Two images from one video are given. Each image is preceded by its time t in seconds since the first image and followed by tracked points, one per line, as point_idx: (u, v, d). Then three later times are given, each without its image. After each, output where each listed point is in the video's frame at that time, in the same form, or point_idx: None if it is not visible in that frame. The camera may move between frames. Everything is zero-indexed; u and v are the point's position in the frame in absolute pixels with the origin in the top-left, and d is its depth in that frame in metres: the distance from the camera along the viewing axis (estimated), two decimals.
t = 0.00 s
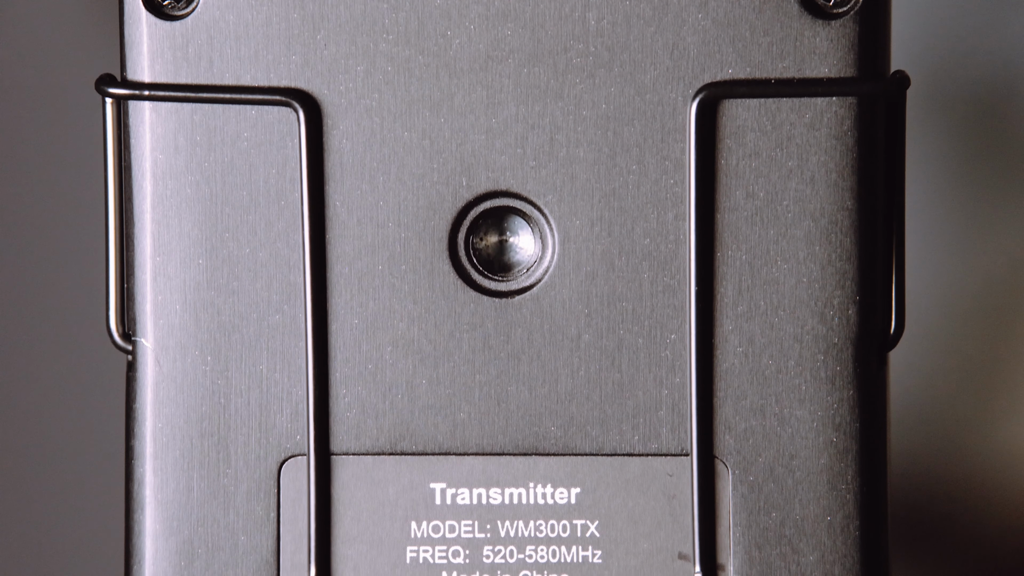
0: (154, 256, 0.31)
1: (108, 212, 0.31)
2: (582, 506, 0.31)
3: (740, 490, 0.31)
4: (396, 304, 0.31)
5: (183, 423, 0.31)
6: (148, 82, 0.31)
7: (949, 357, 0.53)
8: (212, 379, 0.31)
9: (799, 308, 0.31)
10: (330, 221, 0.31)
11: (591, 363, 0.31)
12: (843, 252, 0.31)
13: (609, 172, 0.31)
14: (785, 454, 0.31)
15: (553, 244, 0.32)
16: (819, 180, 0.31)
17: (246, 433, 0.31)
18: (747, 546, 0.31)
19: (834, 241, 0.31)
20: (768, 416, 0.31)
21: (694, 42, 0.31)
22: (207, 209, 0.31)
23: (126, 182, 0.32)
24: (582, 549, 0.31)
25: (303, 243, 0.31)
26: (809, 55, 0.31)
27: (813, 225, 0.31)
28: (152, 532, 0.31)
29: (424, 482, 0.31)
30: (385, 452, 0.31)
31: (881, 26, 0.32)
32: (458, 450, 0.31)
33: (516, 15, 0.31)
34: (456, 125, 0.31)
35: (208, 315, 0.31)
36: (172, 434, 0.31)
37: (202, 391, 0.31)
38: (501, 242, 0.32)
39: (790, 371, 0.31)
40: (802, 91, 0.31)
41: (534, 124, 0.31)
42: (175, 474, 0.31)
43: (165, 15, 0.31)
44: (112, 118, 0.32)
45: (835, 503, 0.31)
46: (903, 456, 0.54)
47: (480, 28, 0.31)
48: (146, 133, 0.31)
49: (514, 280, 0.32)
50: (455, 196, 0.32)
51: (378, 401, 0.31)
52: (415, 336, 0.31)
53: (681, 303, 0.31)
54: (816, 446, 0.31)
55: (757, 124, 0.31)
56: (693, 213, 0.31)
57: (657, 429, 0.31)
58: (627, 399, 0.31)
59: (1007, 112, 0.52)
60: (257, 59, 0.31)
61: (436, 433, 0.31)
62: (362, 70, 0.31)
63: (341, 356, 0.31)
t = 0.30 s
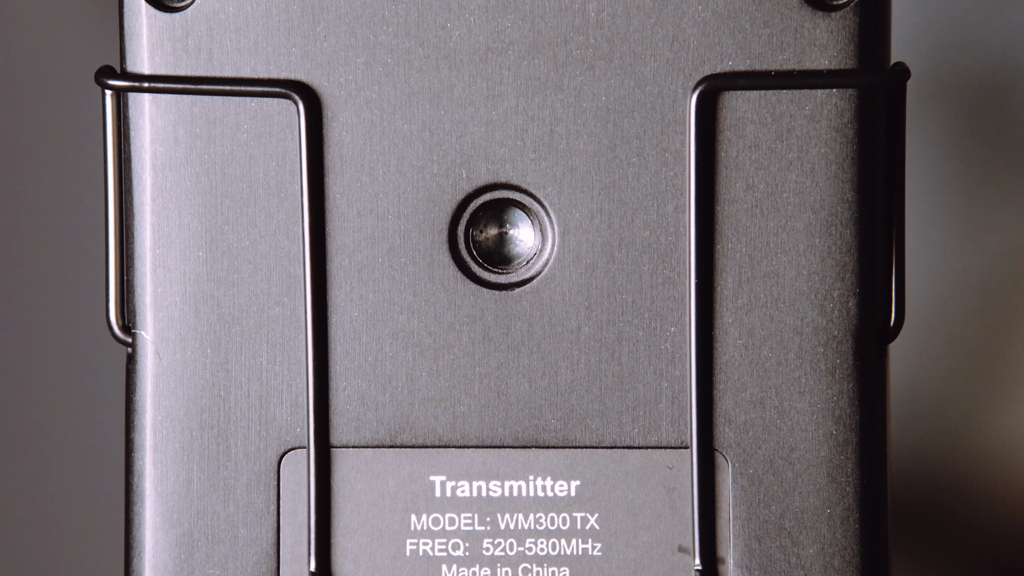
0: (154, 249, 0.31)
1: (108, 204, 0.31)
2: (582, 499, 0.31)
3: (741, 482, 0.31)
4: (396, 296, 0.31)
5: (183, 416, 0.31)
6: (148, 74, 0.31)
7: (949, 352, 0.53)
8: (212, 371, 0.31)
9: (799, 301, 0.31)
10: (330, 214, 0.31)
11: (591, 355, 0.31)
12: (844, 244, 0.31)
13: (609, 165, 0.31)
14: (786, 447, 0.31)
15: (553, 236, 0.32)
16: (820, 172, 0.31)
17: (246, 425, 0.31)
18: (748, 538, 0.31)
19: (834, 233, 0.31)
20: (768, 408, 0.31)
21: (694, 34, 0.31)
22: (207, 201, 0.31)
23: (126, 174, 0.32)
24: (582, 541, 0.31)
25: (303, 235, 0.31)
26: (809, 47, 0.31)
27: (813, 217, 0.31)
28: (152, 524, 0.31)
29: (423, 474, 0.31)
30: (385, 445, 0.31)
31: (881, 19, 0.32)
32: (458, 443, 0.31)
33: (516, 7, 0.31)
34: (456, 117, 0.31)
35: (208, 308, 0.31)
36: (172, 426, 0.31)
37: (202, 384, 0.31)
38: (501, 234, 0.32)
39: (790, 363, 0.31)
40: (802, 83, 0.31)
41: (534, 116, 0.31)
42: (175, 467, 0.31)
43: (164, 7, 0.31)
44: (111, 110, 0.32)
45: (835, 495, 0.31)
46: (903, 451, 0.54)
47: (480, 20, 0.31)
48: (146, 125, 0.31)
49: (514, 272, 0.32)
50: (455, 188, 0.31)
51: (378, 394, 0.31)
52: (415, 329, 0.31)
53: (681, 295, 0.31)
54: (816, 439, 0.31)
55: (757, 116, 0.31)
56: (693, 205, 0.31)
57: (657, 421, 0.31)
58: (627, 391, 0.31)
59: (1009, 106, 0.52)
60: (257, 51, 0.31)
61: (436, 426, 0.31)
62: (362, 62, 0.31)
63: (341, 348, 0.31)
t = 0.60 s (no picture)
0: (154, 241, 0.31)
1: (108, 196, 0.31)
2: (582, 491, 0.31)
3: (741, 474, 0.31)
4: (397, 288, 0.31)
5: (183, 408, 0.31)
6: (148, 66, 0.31)
7: (948, 348, 0.53)
8: (212, 364, 0.31)
9: (799, 293, 0.31)
10: (330, 206, 0.31)
11: (591, 347, 0.31)
12: (844, 236, 0.31)
13: (609, 157, 0.31)
14: (786, 439, 0.31)
15: (553, 228, 0.32)
16: (820, 164, 0.31)
17: (246, 417, 0.31)
18: (748, 530, 0.31)
19: (834, 225, 0.31)
20: (768, 400, 0.31)
21: (694, 25, 0.31)
22: (207, 193, 0.31)
23: (126, 166, 0.32)
24: (582, 533, 0.31)
25: (303, 227, 0.31)
26: (809, 39, 0.31)
27: (813, 209, 0.31)
28: (152, 516, 0.31)
29: (423, 466, 0.31)
30: (385, 437, 0.31)
31: (882, 13, 0.32)
32: (458, 435, 0.31)
33: None
34: (456, 109, 0.31)
35: (208, 300, 0.31)
36: (172, 418, 0.31)
37: (202, 376, 0.31)
38: (501, 227, 0.32)
39: (790, 355, 0.31)
40: (802, 75, 0.31)
41: (534, 108, 0.31)
42: (175, 459, 0.31)
43: None
44: (111, 101, 0.32)
45: (835, 487, 0.31)
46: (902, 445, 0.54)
47: (480, 12, 0.31)
48: (146, 117, 0.31)
49: (514, 264, 0.32)
50: (455, 180, 0.31)
51: (378, 386, 0.31)
52: (415, 321, 0.31)
53: (681, 287, 0.31)
54: (816, 431, 0.31)
55: (757, 108, 0.31)
56: (693, 197, 0.31)
57: (657, 413, 0.31)
58: (627, 383, 0.31)
59: (1009, 104, 0.52)
60: (257, 42, 0.31)
61: (436, 418, 0.31)
62: (362, 54, 0.31)
63: (342, 340, 0.31)
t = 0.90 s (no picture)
0: (154, 231, 0.31)
1: (108, 187, 0.31)
2: (582, 481, 0.31)
3: (740, 465, 0.31)
4: (397, 279, 0.31)
5: (183, 398, 0.31)
6: (147, 57, 0.31)
7: (949, 343, 0.53)
8: (212, 354, 0.31)
9: (799, 284, 0.31)
10: (330, 197, 0.31)
11: (591, 338, 0.31)
12: (844, 226, 0.31)
13: (609, 147, 0.31)
14: (786, 429, 0.31)
15: (553, 219, 0.32)
16: (820, 155, 0.31)
17: (247, 407, 0.31)
18: (747, 521, 0.31)
19: (834, 216, 0.31)
20: (768, 391, 0.31)
21: (694, 16, 0.31)
22: (207, 183, 0.31)
23: (126, 157, 0.32)
24: (582, 524, 0.31)
25: (303, 218, 0.31)
26: (809, 30, 0.31)
27: (814, 200, 0.31)
28: (152, 506, 0.31)
29: (423, 457, 0.31)
30: (385, 427, 0.31)
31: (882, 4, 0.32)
32: (458, 426, 0.31)
33: None
34: (456, 100, 0.31)
35: (208, 291, 0.31)
36: (172, 408, 0.31)
37: (202, 366, 0.31)
38: (501, 217, 0.32)
39: (790, 346, 0.31)
40: (802, 65, 0.31)
41: (534, 99, 0.31)
42: (175, 449, 0.31)
43: None
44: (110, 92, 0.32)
45: (835, 478, 0.31)
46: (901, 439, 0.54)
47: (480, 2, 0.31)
48: (145, 108, 0.31)
49: (513, 255, 0.32)
50: (455, 171, 0.31)
51: (378, 377, 0.31)
52: (415, 312, 0.31)
53: (681, 278, 0.31)
54: (816, 421, 0.31)
55: (757, 99, 0.31)
56: (693, 188, 0.31)
57: (657, 404, 0.31)
58: (627, 374, 0.31)
59: (1007, 101, 0.52)
60: (257, 33, 0.31)
61: (436, 408, 0.31)
62: (361, 44, 0.31)
63: (342, 331, 0.31)
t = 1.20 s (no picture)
0: (154, 217, 0.31)
1: (108, 173, 0.31)
2: (582, 467, 0.31)
3: (740, 451, 0.31)
4: (397, 265, 0.31)
5: (183, 384, 0.31)
6: (147, 42, 0.31)
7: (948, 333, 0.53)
8: (212, 340, 0.31)
9: (799, 270, 0.31)
10: (330, 183, 0.31)
11: (591, 324, 0.31)
12: (844, 212, 0.31)
13: (609, 133, 0.31)
14: (785, 415, 0.31)
15: (553, 204, 0.32)
16: (821, 141, 0.31)
17: (246, 393, 0.31)
18: (747, 506, 0.31)
19: (834, 202, 0.31)
20: (768, 376, 0.31)
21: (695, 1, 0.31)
22: (207, 169, 0.31)
23: (125, 143, 0.32)
24: (582, 510, 0.31)
25: (303, 204, 0.31)
26: (810, 15, 0.31)
27: (814, 185, 0.31)
28: (152, 492, 0.31)
29: (424, 443, 0.31)
30: (385, 413, 0.31)
31: None
32: (458, 412, 0.31)
33: None
34: (456, 86, 0.31)
35: (208, 276, 0.31)
36: (172, 394, 0.31)
37: (202, 353, 0.31)
38: (501, 203, 0.32)
39: (790, 332, 0.31)
40: (803, 51, 0.31)
41: (534, 85, 0.31)
42: (175, 435, 0.31)
43: None
44: (110, 77, 0.32)
45: (835, 464, 0.31)
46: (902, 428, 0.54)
47: None
48: (145, 93, 0.31)
49: (513, 241, 0.32)
50: (455, 157, 0.31)
51: (378, 363, 0.31)
52: (415, 298, 0.31)
53: (681, 264, 0.31)
54: (816, 407, 0.31)
55: (757, 85, 0.31)
56: (693, 173, 0.31)
57: (657, 390, 0.31)
58: (627, 360, 0.31)
59: (1008, 92, 0.52)
60: (257, 18, 0.31)
61: (436, 394, 0.31)
62: (361, 30, 0.31)
63: (342, 317, 0.31)
